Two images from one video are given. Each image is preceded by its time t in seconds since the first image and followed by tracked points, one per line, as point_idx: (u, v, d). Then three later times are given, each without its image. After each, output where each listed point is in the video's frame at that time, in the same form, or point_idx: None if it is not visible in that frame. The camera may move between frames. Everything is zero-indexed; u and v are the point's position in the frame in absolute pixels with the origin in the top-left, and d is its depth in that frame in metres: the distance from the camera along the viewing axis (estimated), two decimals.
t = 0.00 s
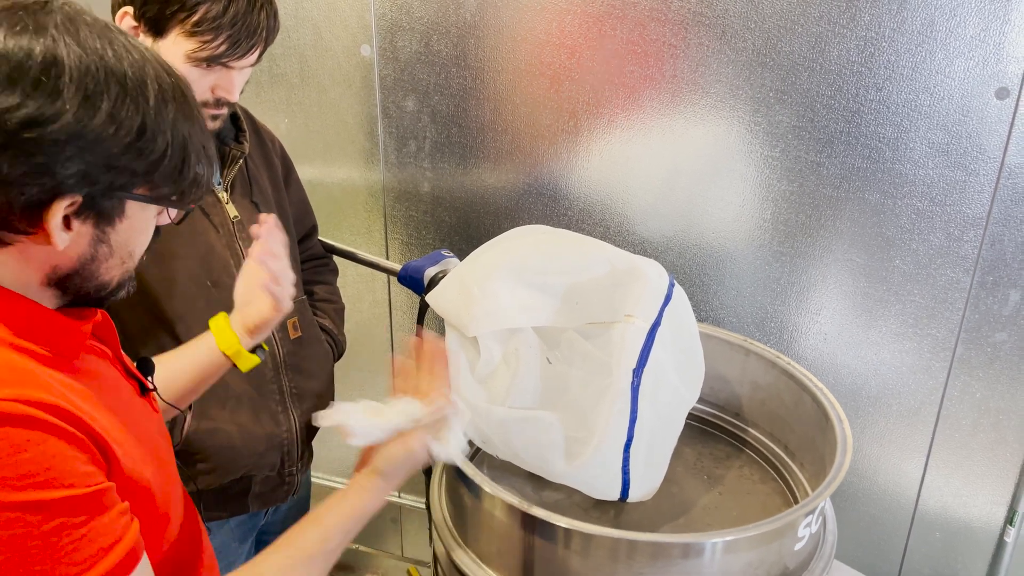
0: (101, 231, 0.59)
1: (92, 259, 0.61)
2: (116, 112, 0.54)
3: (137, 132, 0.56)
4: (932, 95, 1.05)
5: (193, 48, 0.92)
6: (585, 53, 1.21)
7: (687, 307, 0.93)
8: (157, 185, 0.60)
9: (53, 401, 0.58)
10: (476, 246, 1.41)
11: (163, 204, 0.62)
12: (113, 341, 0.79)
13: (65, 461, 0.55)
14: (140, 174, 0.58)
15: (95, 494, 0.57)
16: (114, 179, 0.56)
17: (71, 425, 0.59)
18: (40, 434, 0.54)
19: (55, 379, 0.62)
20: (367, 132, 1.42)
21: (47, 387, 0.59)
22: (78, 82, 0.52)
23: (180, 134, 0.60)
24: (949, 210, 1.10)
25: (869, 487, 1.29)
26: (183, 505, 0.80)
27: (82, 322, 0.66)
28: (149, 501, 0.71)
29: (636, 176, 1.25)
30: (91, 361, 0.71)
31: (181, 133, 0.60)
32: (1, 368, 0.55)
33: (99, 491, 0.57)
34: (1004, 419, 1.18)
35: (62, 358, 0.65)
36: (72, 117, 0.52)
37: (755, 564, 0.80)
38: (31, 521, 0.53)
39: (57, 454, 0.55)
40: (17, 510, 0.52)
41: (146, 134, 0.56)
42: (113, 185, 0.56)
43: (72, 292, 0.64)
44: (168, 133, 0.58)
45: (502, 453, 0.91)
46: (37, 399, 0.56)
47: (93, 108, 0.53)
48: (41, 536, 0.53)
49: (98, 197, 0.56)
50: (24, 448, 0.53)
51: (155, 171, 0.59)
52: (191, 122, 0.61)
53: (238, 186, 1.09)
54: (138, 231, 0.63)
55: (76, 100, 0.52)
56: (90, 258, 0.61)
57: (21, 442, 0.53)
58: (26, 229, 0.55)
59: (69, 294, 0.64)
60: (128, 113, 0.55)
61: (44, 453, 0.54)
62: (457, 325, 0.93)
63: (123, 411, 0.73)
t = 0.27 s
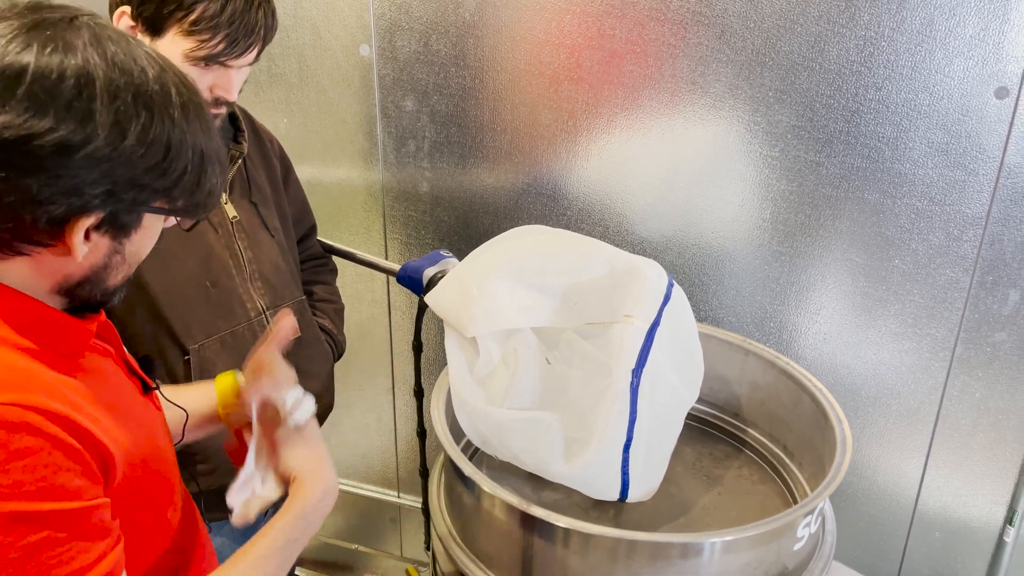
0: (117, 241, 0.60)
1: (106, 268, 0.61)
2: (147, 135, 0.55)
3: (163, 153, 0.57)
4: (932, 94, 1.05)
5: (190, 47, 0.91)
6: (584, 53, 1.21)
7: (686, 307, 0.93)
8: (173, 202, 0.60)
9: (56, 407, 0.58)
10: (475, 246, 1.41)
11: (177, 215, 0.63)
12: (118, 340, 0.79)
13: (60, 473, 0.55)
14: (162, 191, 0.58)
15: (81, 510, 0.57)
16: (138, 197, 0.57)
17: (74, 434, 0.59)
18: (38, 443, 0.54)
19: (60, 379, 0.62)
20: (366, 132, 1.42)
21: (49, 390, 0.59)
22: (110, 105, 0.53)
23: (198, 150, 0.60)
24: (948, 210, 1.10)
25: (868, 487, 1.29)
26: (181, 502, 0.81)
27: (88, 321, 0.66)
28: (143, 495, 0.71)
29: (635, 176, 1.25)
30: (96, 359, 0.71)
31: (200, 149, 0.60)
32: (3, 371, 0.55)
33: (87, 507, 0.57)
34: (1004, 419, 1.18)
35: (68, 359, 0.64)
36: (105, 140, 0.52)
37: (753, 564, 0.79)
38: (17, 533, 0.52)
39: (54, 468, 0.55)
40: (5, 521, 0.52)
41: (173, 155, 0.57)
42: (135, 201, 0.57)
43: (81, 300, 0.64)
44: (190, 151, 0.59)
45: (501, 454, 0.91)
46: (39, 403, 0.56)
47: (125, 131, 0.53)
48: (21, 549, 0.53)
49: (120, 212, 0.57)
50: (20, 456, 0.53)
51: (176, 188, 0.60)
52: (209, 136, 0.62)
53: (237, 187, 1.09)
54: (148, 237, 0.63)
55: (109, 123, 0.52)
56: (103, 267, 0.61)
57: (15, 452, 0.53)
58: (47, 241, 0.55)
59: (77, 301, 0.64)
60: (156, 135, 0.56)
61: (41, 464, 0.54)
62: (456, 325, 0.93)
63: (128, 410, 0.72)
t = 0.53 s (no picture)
0: (125, 228, 0.61)
1: (118, 256, 0.62)
2: (138, 121, 0.55)
3: (157, 136, 0.57)
4: (930, 95, 1.05)
5: (190, 47, 0.92)
6: (583, 53, 1.21)
7: (685, 307, 0.93)
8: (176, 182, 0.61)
9: (65, 416, 0.58)
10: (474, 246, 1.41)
11: (181, 194, 0.64)
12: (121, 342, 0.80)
13: (58, 482, 0.56)
14: (162, 174, 0.59)
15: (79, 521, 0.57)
16: (140, 183, 0.58)
17: (78, 443, 0.59)
18: (40, 452, 0.55)
19: (63, 383, 0.62)
20: (366, 132, 1.42)
21: (54, 395, 0.59)
22: (98, 96, 0.53)
23: (192, 128, 0.60)
24: (947, 210, 1.10)
25: (867, 487, 1.29)
26: (185, 501, 0.81)
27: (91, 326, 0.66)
28: (142, 496, 0.71)
29: (634, 176, 1.25)
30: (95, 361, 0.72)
31: (194, 127, 0.60)
32: (6, 375, 0.55)
33: (85, 519, 0.57)
34: (1003, 419, 1.18)
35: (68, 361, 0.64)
36: (99, 133, 0.53)
37: (751, 564, 0.80)
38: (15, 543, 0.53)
39: (51, 476, 0.55)
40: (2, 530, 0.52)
41: (166, 137, 0.58)
42: (138, 188, 0.58)
43: (96, 285, 0.65)
44: (184, 130, 0.59)
45: (500, 454, 0.91)
46: (44, 410, 0.56)
47: (116, 120, 0.54)
48: (18, 558, 0.54)
49: (125, 202, 0.58)
50: (21, 464, 0.54)
51: (175, 168, 0.60)
52: (199, 112, 0.61)
53: (236, 187, 1.09)
54: (155, 218, 0.64)
55: (99, 115, 0.53)
56: (115, 255, 0.62)
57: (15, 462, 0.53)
58: (57, 237, 0.57)
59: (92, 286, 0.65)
60: (147, 120, 0.56)
61: (38, 474, 0.54)
62: (456, 325, 0.93)
63: (128, 412, 0.72)
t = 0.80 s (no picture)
0: (109, 210, 0.61)
1: (104, 241, 0.63)
2: (112, 97, 0.56)
3: (132, 111, 0.58)
4: (930, 94, 1.05)
5: (191, 47, 0.92)
6: (583, 53, 1.21)
7: (685, 307, 0.93)
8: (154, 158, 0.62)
9: (55, 411, 0.58)
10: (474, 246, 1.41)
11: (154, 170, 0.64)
12: (114, 340, 0.80)
13: (55, 480, 0.56)
14: (140, 149, 0.60)
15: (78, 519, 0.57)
16: (121, 160, 0.59)
17: (70, 439, 0.59)
18: (34, 451, 0.55)
19: (55, 382, 0.62)
20: (366, 132, 1.42)
21: (48, 393, 0.59)
22: (72, 76, 0.54)
23: (163, 106, 0.61)
24: (947, 210, 1.10)
25: (867, 487, 1.29)
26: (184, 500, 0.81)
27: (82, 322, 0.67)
28: (143, 496, 0.71)
29: (634, 176, 1.25)
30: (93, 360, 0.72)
31: (164, 103, 0.61)
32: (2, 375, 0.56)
33: (84, 515, 0.57)
34: (1002, 418, 1.18)
35: (60, 358, 0.64)
36: (77, 112, 0.54)
37: (752, 562, 0.80)
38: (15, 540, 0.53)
39: (47, 473, 0.55)
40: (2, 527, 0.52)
41: (141, 111, 0.59)
42: (120, 166, 0.59)
43: (81, 277, 0.66)
44: (156, 105, 0.61)
45: (500, 454, 0.91)
46: (34, 407, 0.56)
47: (92, 96, 0.55)
48: (19, 555, 0.53)
49: (108, 182, 0.59)
50: (18, 462, 0.54)
51: (152, 143, 0.61)
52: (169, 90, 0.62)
53: (236, 187, 1.09)
54: (134, 200, 0.65)
55: (75, 94, 0.54)
56: (101, 241, 0.63)
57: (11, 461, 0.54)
58: (47, 224, 0.57)
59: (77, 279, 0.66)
60: (121, 96, 0.57)
61: (34, 471, 0.54)
62: (455, 325, 0.93)
63: (124, 411, 0.72)
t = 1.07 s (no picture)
0: (101, 196, 0.61)
1: (98, 230, 0.63)
2: (100, 80, 0.56)
3: (121, 94, 0.58)
4: (928, 95, 1.06)
5: (190, 48, 0.92)
6: (582, 53, 1.21)
7: (683, 307, 0.93)
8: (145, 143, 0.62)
9: (54, 407, 0.58)
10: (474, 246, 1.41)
11: (141, 156, 0.64)
12: (109, 338, 0.80)
13: (61, 472, 0.56)
14: (132, 134, 0.60)
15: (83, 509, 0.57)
16: (114, 145, 0.59)
17: (70, 431, 0.59)
18: (38, 445, 0.55)
19: (51, 377, 0.62)
20: (365, 132, 1.42)
21: (45, 389, 0.59)
22: (60, 59, 0.54)
23: (148, 90, 0.61)
24: (945, 210, 1.10)
25: (866, 487, 1.29)
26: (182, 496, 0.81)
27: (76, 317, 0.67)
28: (143, 493, 0.71)
29: (633, 176, 1.26)
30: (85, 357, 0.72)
31: (149, 87, 0.61)
32: (0, 371, 0.56)
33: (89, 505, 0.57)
34: (1001, 418, 1.18)
35: (55, 355, 0.64)
36: (68, 94, 0.54)
37: (751, 562, 0.80)
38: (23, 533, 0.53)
39: (53, 465, 0.55)
40: (11, 521, 0.52)
41: (129, 94, 0.59)
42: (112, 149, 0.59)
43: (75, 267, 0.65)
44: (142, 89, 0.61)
45: (499, 454, 0.91)
46: (33, 403, 0.56)
47: (80, 79, 0.55)
48: (30, 548, 0.53)
49: (100, 166, 0.59)
50: (23, 457, 0.54)
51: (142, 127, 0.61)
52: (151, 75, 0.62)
53: (235, 188, 1.09)
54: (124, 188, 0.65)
55: (64, 76, 0.54)
56: (96, 230, 0.63)
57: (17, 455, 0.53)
58: (44, 212, 0.57)
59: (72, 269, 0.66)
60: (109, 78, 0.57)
61: (40, 464, 0.54)
62: (454, 326, 0.93)
63: (118, 408, 0.72)
